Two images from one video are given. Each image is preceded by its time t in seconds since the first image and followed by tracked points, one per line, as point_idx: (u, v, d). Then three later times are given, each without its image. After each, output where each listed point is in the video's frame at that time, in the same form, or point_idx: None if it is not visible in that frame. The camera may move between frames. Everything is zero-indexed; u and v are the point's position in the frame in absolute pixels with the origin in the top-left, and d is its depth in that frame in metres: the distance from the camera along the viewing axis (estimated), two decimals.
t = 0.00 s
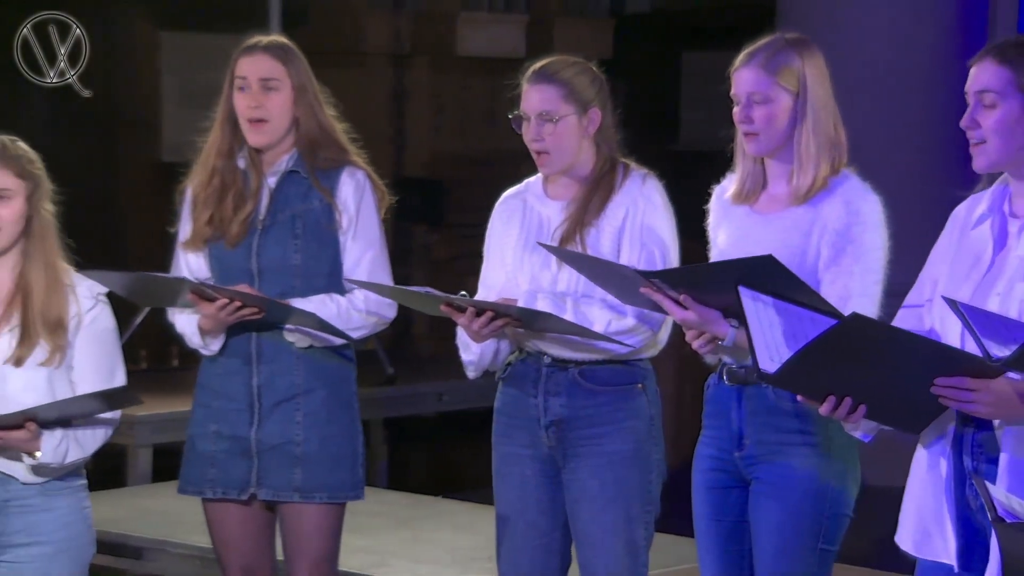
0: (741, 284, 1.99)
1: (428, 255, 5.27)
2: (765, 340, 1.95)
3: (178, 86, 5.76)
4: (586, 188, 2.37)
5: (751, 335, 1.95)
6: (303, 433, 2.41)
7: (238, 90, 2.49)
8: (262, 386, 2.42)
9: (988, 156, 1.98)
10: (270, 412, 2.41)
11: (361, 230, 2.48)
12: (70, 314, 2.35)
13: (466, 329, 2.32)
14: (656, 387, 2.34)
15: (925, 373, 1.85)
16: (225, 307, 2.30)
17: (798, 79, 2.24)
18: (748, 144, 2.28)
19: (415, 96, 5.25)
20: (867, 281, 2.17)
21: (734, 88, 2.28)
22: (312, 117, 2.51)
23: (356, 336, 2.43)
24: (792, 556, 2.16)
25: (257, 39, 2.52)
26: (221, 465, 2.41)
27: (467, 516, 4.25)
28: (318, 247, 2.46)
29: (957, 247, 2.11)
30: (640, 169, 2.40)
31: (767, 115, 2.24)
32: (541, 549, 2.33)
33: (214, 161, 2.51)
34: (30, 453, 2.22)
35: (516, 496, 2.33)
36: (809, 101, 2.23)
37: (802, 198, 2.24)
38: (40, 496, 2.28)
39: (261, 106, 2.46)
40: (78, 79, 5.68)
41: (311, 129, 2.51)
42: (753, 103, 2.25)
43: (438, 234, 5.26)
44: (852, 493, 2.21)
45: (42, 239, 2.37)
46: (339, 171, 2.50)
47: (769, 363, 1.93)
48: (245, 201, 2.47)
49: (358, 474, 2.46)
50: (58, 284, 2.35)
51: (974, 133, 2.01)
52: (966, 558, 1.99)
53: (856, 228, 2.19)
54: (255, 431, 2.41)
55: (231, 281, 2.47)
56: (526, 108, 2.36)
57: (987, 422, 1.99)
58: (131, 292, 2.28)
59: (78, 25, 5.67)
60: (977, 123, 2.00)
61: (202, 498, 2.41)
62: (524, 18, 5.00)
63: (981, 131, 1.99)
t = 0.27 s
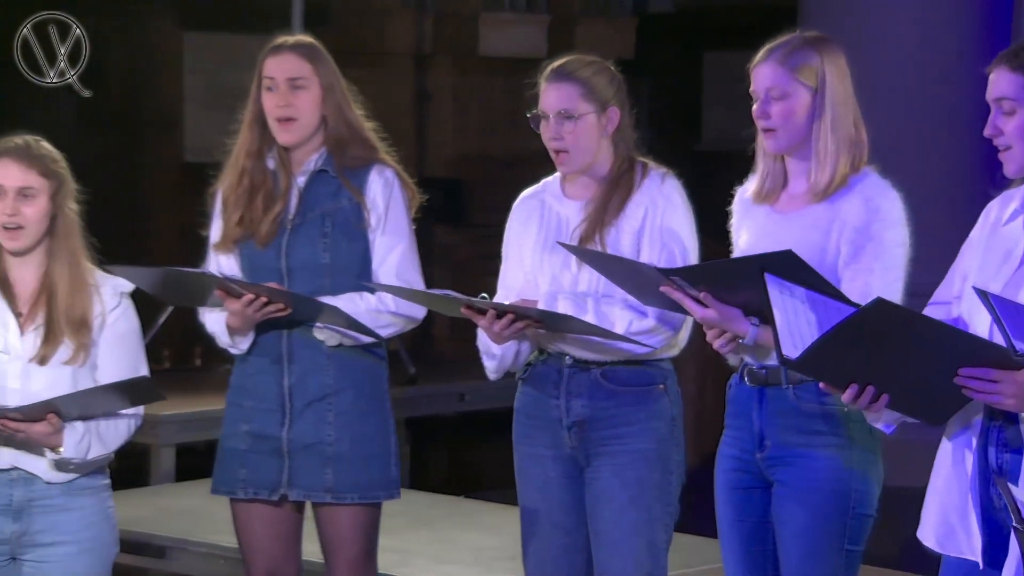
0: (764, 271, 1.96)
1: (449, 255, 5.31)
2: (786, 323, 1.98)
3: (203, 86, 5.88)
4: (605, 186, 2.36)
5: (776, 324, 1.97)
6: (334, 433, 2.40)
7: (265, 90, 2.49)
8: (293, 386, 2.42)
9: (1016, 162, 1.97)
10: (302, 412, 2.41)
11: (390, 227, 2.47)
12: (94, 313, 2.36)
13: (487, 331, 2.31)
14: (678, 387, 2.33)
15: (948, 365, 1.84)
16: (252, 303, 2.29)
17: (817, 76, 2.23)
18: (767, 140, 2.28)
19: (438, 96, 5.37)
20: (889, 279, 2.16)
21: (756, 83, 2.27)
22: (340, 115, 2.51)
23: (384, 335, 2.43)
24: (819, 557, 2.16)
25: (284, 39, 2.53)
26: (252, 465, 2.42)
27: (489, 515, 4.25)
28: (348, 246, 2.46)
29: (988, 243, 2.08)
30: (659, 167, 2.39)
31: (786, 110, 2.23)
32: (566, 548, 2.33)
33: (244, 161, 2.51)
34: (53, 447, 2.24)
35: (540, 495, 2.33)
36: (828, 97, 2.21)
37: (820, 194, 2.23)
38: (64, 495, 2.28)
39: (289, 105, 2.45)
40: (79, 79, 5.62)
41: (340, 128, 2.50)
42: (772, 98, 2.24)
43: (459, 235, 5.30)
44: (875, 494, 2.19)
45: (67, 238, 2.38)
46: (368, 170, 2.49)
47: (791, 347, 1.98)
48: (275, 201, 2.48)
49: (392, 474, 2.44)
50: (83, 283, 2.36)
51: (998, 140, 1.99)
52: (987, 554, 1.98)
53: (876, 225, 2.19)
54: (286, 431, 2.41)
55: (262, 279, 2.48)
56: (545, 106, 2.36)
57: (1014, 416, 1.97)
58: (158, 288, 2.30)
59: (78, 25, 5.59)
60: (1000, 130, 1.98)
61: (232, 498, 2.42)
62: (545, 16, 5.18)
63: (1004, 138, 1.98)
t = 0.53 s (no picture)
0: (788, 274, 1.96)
1: (472, 256, 5.38)
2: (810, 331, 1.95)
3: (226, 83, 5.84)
4: (627, 187, 2.36)
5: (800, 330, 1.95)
6: (365, 435, 2.41)
7: (294, 91, 2.50)
8: (325, 387, 2.42)
9: None
10: (332, 414, 2.41)
11: (420, 227, 2.47)
12: (118, 312, 2.37)
13: (510, 332, 2.31)
14: (702, 390, 2.33)
15: (972, 370, 1.83)
16: (279, 309, 2.30)
17: (827, 80, 2.23)
18: (782, 146, 2.28)
19: (463, 98, 5.45)
20: (912, 281, 2.15)
21: (766, 91, 2.27)
22: (369, 114, 2.51)
23: (411, 339, 2.44)
24: (846, 559, 2.16)
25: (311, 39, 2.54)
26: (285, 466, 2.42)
27: (511, 516, 4.26)
28: (377, 247, 2.47)
29: (1016, 242, 2.07)
30: (681, 169, 2.39)
31: (798, 116, 2.23)
32: (590, 549, 2.33)
33: (274, 163, 2.52)
34: (78, 446, 2.24)
35: (563, 497, 2.33)
36: (839, 99, 2.21)
37: (836, 197, 2.23)
38: (88, 495, 2.29)
39: (318, 105, 2.46)
40: (78, 81, 5.73)
41: (369, 127, 2.51)
42: (783, 104, 2.24)
43: (479, 235, 5.36)
44: (903, 497, 2.20)
45: (91, 237, 2.38)
46: (398, 170, 2.50)
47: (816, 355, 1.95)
48: (306, 203, 2.49)
49: (425, 476, 2.45)
50: (107, 282, 2.37)
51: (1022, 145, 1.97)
52: (1010, 560, 1.97)
53: (894, 225, 2.17)
54: (318, 433, 2.41)
55: (295, 282, 2.50)
56: (565, 108, 2.36)
57: None
58: (183, 292, 2.30)
59: (76, 24, 5.71)
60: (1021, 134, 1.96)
61: (263, 498, 2.43)
62: (567, 17, 5.17)
63: None
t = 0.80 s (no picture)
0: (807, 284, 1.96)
1: (493, 255, 5.33)
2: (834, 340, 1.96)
3: (250, 85, 5.97)
4: (654, 187, 2.36)
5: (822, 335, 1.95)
6: (388, 436, 2.41)
7: (324, 89, 2.51)
8: (349, 387, 2.43)
9: None
10: (357, 414, 2.42)
11: (446, 230, 2.46)
12: (144, 313, 2.38)
13: (536, 332, 2.31)
14: (729, 393, 2.33)
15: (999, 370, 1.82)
16: (301, 310, 2.30)
17: (846, 83, 2.22)
18: (801, 150, 2.27)
19: (485, 97, 5.47)
20: (935, 283, 2.14)
21: (785, 96, 2.27)
22: (399, 114, 2.52)
23: (435, 339, 2.43)
24: (871, 561, 2.15)
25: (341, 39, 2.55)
26: (311, 465, 2.42)
27: (534, 516, 4.26)
28: (403, 248, 2.47)
29: None
30: (709, 169, 2.38)
31: (817, 120, 2.22)
32: (614, 550, 2.32)
33: (303, 162, 2.53)
34: (104, 447, 2.25)
35: (587, 497, 2.33)
36: (858, 103, 2.20)
37: (853, 201, 2.23)
38: (113, 494, 2.30)
39: (347, 102, 2.47)
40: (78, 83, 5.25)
41: (399, 126, 2.52)
42: (802, 109, 2.23)
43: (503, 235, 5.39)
44: (930, 500, 2.18)
45: (118, 238, 2.39)
46: (426, 170, 2.50)
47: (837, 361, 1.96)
48: (334, 202, 2.50)
49: (447, 478, 2.44)
50: (133, 283, 2.37)
51: None
52: None
53: (916, 227, 2.17)
54: (342, 433, 2.41)
55: (323, 282, 2.50)
56: (594, 107, 2.36)
57: None
58: (208, 293, 2.31)
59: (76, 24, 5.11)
60: None
61: (290, 497, 2.43)
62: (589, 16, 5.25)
63: None
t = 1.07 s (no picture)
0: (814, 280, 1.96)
1: (517, 255, 5.39)
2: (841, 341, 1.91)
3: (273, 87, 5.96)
4: (678, 187, 2.35)
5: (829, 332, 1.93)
6: (408, 435, 2.41)
7: (350, 86, 2.51)
8: (370, 387, 2.43)
9: None
10: (378, 413, 2.42)
11: (468, 228, 2.47)
12: (167, 313, 2.38)
13: (558, 329, 2.32)
14: (754, 392, 2.32)
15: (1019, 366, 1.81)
16: (320, 303, 2.31)
17: (868, 78, 2.21)
18: (821, 145, 2.26)
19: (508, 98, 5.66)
20: (956, 282, 2.14)
21: (806, 90, 2.26)
22: (424, 112, 2.52)
23: (457, 338, 2.43)
24: (887, 561, 2.14)
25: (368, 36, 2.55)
26: (334, 464, 2.43)
27: (555, 515, 4.26)
28: (426, 247, 2.47)
29: None
30: (733, 168, 2.38)
31: (838, 115, 2.22)
32: (636, 550, 2.32)
33: (329, 160, 2.54)
34: (127, 445, 2.26)
35: (609, 497, 2.32)
36: (880, 98, 2.20)
37: (874, 199, 2.22)
38: (138, 493, 2.31)
39: (372, 98, 2.47)
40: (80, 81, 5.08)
41: (423, 124, 2.52)
42: (823, 103, 2.22)
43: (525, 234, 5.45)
44: (946, 500, 2.17)
45: (141, 238, 2.40)
46: (449, 170, 2.51)
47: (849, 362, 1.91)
48: (358, 200, 2.50)
49: (466, 480, 2.44)
50: (156, 282, 2.38)
51: None
52: None
53: (938, 227, 2.16)
54: (364, 432, 2.42)
55: (345, 280, 2.51)
56: (618, 104, 2.36)
57: None
58: (231, 282, 2.32)
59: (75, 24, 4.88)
60: None
61: (315, 495, 2.43)
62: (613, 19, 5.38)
63: None
